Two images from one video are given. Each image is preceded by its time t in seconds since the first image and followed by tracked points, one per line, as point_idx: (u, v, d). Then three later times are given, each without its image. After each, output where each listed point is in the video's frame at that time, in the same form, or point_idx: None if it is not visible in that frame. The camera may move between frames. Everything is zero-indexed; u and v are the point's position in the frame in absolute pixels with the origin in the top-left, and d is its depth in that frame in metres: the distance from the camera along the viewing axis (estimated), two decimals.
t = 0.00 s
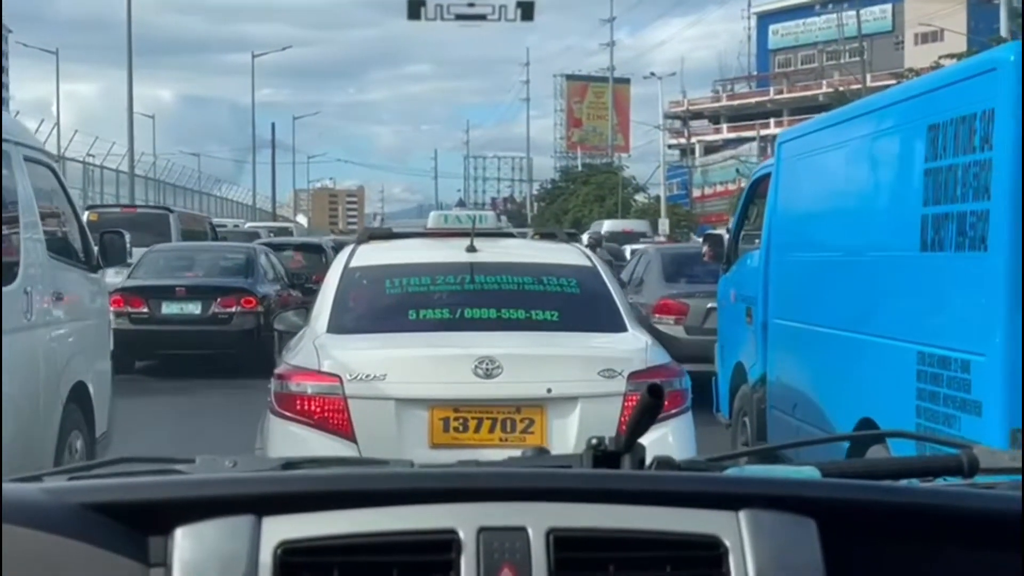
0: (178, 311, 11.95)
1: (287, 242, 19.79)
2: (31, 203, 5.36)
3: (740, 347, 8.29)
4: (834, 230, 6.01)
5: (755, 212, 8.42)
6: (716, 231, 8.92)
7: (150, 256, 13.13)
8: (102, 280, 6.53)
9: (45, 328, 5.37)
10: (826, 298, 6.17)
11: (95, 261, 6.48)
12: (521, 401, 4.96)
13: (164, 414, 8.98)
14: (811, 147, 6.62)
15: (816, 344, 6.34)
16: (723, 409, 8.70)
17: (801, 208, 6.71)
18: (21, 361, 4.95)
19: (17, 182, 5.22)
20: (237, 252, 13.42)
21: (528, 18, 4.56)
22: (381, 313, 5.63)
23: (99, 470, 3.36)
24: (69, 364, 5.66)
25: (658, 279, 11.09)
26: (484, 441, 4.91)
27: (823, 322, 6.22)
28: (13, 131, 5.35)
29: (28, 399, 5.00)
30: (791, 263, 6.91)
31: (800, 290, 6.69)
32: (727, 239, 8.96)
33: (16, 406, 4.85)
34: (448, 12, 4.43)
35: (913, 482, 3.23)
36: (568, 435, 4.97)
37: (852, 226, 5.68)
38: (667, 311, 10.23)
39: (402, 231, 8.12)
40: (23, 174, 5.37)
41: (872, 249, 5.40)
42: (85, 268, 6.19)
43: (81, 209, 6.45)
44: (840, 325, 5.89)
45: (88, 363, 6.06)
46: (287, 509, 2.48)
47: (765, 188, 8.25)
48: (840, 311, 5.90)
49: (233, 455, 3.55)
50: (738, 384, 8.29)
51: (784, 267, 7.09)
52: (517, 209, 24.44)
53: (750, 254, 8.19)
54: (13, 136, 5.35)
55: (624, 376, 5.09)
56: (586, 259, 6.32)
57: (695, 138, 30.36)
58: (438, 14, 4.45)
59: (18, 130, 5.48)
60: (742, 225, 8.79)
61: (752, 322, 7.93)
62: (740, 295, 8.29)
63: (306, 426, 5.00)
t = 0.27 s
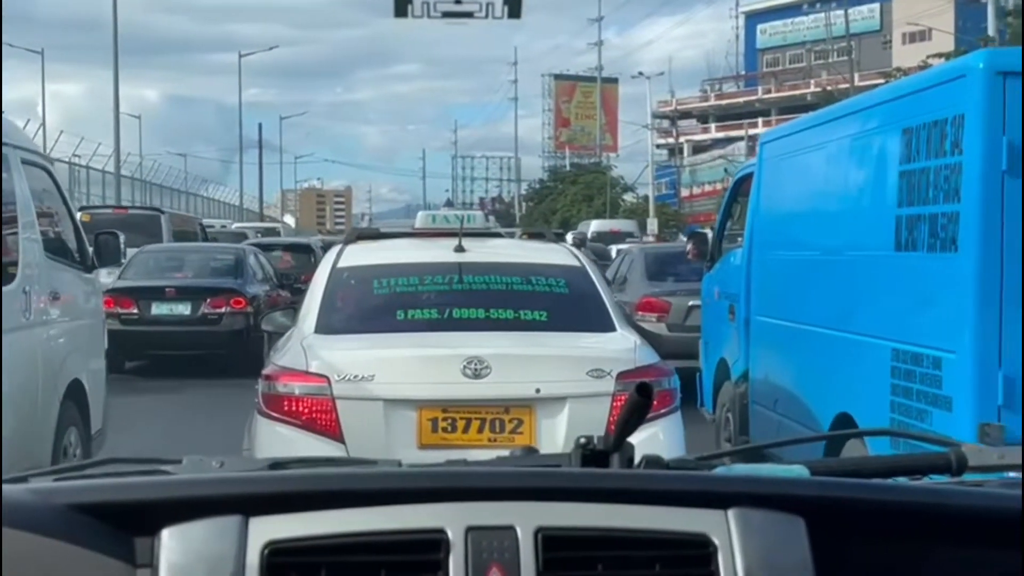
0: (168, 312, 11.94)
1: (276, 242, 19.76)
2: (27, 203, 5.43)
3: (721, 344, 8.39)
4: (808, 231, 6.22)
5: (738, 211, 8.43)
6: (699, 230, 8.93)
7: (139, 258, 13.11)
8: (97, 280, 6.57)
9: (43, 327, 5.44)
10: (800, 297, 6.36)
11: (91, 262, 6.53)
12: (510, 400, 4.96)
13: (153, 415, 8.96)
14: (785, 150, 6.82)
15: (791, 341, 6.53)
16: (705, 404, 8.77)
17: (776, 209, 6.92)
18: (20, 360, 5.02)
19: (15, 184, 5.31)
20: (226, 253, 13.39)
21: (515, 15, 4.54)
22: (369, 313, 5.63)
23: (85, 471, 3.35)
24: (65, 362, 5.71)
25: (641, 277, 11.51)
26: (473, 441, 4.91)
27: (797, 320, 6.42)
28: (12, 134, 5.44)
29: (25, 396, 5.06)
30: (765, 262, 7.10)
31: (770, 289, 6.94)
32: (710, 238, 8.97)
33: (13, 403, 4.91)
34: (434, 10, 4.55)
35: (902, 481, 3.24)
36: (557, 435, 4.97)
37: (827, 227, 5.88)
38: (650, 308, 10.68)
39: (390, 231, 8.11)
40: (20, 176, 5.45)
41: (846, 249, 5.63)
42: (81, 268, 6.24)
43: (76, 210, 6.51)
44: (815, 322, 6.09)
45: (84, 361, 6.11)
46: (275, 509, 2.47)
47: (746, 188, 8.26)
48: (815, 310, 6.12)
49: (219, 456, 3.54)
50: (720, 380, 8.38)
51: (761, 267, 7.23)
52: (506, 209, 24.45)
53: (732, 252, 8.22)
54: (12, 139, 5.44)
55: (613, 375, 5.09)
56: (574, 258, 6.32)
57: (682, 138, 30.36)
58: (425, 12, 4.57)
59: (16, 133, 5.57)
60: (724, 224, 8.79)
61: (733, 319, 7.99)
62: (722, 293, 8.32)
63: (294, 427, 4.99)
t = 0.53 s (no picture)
0: (156, 311, 11.92)
1: (263, 242, 19.72)
2: (23, 203, 5.49)
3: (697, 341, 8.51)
4: (779, 230, 6.44)
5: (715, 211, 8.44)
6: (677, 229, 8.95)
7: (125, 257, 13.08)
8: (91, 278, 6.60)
9: (40, 325, 5.49)
10: (771, 294, 6.59)
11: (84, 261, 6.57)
12: (497, 400, 4.96)
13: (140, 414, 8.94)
14: (756, 153, 7.05)
15: (761, 336, 6.75)
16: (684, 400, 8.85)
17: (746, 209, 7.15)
18: (18, 356, 5.07)
19: (13, 185, 5.37)
20: (214, 252, 13.37)
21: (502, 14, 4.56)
22: (355, 313, 5.63)
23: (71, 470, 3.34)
24: (62, 359, 5.75)
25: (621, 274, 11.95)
26: (459, 440, 4.91)
27: (768, 316, 6.65)
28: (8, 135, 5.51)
29: (22, 392, 5.09)
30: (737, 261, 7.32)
31: (742, 286, 7.17)
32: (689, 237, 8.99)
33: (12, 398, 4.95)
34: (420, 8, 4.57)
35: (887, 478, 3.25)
36: (543, 434, 4.98)
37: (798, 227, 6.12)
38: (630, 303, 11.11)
39: (377, 231, 8.11)
40: (17, 176, 5.51)
41: (816, 248, 5.86)
42: (75, 267, 6.29)
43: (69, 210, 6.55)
44: (786, 319, 6.32)
45: (80, 358, 6.14)
46: (260, 509, 2.47)
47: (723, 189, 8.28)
48: (785, 307, 6.35)
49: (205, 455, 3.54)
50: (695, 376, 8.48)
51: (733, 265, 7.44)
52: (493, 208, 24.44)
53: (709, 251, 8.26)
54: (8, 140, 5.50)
55: (600, 375, 5.10)
56: (561, 258, 6.33)
57: (667, 137, 30.38)
58: (410, 10, 4.57)
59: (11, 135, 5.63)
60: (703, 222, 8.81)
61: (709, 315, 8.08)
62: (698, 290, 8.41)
63: (280, 427, 4.98)
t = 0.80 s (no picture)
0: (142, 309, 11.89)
1: (248, 241, 19.70)
2: (15, 202, 5.51)
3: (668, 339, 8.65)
4: (746, 229, 6.79)
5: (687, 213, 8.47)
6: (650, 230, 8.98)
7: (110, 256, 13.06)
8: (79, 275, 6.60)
9: (32, 322, 5.51)
10: (739, 291, 6.91)
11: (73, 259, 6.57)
12: (480, 399, 4.96)
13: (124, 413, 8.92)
14: (725, 156, 7.40)
15: (728, 331, 7.07)
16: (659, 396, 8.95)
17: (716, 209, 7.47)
18: (12, 354, 5.08)
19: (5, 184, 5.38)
20: (197, 252, 13.35)
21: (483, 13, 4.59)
22: (338, 312, 5.63)
23: (52, 470, 3.33)
24: (53, 355, 5.76)
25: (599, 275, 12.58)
26: (442, 439, 4.91)
27: (734, 311, 6.98)
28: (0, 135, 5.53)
29: (16, 390, 5.11)
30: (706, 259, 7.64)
31: (710, 283, 7.49)
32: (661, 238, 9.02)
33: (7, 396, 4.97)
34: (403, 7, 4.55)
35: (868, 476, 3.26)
36: (526, 434, 4.98)
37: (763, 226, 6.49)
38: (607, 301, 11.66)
39: (360, 230, 8.10)
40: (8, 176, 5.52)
41: (779, 246, 6.24)
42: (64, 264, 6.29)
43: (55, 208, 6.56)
44: (752, 314, 6.65)
45: (70, 355, 6.15)
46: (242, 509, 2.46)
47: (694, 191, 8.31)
48: (751, 302, 6.68)
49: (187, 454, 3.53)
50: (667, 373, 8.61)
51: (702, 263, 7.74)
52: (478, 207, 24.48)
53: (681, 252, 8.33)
54: None
55: (583, 374, 5.11)
56: (544, 257, 6.34)
57: (650, 137, 30.44)
58: (393, 9, 4.51)
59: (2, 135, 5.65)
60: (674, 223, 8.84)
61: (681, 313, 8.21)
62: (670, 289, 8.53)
63: (262, 426, 4.98)
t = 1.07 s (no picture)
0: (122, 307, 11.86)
1: (228, 239, 19.66)
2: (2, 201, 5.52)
3: (636, 334, 8.82)
4: (706, 229, 7.10)
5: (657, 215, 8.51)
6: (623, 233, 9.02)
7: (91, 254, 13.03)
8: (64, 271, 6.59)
9: (19, 320, 5.51)
10: (699, 288, 7.22)
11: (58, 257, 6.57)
12: (459, 398, 4.96)
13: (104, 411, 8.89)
14: (686, 160, 7.70)
15: (690, 326, 7.37)
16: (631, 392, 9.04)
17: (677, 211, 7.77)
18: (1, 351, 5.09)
19: None
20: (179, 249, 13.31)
21: (462, 10, 4.61)
22: (317, 311, 5.61)
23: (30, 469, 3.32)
24: (39, 352, 5.76)
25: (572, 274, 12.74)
26: (421, 438, 4.91)
27: (695, 307, 7.28)
28: None
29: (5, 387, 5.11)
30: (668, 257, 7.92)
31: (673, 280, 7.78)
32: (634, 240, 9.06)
33: None
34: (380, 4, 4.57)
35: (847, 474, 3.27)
36: (505, 432, 4.98)
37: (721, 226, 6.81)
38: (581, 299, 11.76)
39: (340, 229, 8.09)
40: None
41: (737, 245, 6.57)
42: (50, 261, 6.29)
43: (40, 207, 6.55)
44: (712, 309, 6.96)
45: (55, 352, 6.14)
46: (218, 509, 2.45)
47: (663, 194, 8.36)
48: (711, 299, 7.00)
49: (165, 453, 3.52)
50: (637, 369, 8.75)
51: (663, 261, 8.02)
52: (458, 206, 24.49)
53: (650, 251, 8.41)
54: None
55: (562, 373, 5.12)
56: (523, 256, 6.34)
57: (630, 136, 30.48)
58: (370, 6, 4.55)
59: None
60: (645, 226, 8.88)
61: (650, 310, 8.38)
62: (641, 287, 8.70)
63: (241, 425, 4.97)
